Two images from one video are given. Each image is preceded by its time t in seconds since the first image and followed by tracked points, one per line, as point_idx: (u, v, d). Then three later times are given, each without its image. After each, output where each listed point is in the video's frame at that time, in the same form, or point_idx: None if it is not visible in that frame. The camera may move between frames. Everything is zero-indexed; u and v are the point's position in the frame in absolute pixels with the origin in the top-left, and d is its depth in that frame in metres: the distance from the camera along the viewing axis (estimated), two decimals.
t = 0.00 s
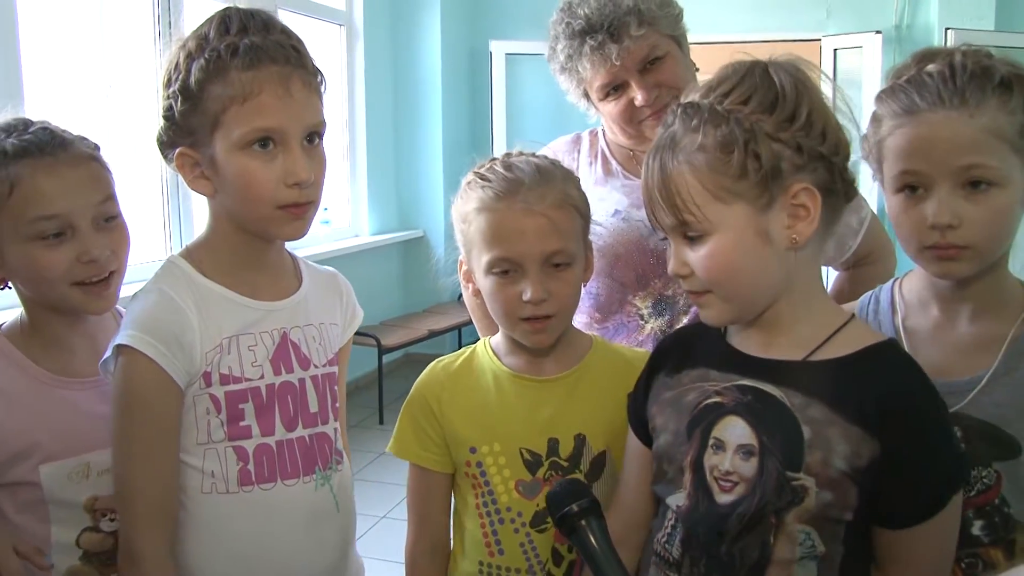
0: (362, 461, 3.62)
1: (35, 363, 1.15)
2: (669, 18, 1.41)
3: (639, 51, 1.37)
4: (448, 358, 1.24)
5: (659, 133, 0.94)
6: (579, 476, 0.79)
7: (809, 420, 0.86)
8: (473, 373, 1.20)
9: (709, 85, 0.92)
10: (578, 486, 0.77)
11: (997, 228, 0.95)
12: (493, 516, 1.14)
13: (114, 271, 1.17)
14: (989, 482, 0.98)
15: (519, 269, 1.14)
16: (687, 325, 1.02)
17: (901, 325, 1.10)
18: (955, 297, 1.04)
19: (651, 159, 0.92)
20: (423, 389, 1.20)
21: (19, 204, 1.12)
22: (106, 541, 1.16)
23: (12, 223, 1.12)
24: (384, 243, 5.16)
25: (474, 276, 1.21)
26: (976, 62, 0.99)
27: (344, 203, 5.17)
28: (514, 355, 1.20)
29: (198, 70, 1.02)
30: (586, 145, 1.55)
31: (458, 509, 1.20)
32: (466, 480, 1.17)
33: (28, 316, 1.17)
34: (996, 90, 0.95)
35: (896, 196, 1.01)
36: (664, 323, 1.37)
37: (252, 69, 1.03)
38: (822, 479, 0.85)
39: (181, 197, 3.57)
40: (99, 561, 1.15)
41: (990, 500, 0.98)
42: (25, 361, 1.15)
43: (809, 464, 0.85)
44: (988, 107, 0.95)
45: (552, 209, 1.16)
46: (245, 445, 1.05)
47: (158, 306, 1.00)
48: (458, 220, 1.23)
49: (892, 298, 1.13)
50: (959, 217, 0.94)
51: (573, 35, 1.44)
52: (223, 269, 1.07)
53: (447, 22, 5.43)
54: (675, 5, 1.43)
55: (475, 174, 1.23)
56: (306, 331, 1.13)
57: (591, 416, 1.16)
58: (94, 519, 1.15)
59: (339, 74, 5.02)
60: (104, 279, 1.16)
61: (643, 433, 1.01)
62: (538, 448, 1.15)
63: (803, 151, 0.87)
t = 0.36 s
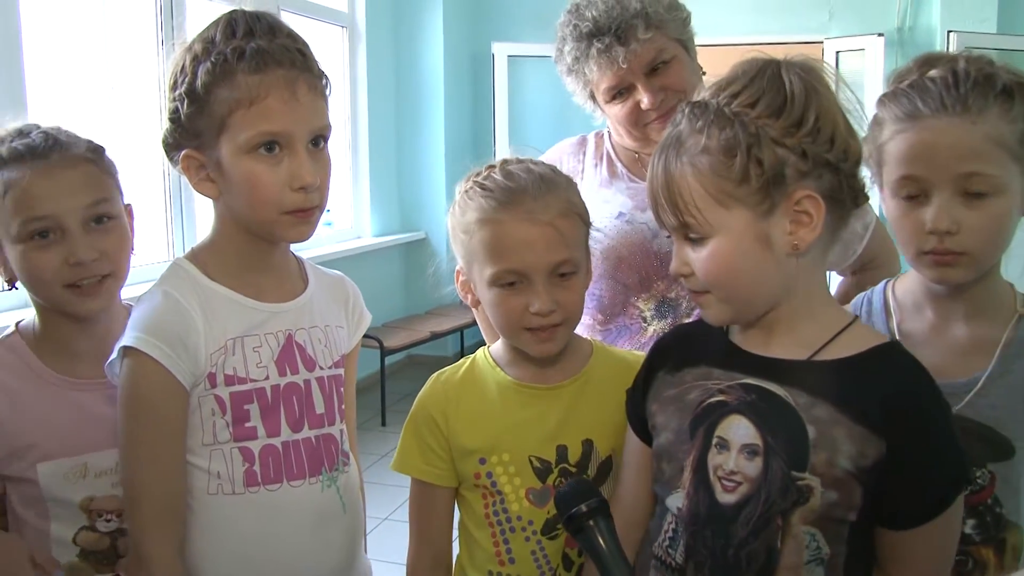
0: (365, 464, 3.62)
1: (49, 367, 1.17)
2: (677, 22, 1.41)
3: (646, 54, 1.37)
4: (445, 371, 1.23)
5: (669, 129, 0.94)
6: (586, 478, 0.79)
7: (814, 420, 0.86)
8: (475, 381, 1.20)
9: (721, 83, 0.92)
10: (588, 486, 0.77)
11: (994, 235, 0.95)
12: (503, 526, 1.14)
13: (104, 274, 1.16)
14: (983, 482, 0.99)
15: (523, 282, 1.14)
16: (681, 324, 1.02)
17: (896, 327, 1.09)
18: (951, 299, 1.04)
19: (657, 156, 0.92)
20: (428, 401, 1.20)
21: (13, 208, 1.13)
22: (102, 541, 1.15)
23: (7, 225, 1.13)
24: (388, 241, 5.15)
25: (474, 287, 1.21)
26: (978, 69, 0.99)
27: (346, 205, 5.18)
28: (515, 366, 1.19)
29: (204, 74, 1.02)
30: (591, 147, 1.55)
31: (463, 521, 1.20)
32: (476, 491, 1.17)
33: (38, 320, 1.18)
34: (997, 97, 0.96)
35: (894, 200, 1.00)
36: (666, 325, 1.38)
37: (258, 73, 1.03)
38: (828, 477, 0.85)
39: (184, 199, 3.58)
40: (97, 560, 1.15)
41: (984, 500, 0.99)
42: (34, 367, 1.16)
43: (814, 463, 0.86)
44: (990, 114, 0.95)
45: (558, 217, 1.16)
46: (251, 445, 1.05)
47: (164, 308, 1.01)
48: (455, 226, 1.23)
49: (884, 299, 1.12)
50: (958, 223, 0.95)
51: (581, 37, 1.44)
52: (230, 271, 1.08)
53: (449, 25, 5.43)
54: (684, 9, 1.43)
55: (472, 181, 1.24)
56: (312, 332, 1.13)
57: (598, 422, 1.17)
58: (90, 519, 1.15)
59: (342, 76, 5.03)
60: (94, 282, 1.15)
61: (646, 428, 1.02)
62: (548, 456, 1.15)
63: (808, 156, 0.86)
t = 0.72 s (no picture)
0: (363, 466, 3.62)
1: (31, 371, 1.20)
2: (676, 22, 1.41)
3: (644, 54, 1.37)
4: (443, 368, 1.24)
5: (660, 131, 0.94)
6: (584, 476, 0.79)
7: (827, 417, 0.86)
8: (471, 381, 1.21)
9: (711, 84, 0.92)
10: (585, 485, 0.76)
11: (977, 228, 0.96)
12: (491, 527, 1.15)
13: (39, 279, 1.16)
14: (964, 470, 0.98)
15: (529, 282, 1.14)
16: (677, 321, 1.03)
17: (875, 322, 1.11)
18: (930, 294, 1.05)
19: (651, 160, 0.92)
20: (425, 399, 1.21)
21: None
22: (65, 543, 1.16)
23: None
24: (383, 246, 5.14)
25: (476, 291, 1.21)
26: (963, 64, 0.99)
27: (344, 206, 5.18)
28: (515, 367, 1.19)
29: (204, 76, 1.03)
30: (590, 146, 1.55)
31: (458, 522, 1.21)
32: (466, 490, 1.18)
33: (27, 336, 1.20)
34: (981, 93, 0.97)
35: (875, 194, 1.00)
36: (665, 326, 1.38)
37: (259, 75, 1.03)
38: (844, 474, 0.86)
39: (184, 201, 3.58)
40: (62, 562, 1.17)
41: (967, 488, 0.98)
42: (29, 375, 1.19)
43: (831, 459, 0.86)
44: (975, 109, 0.96)
45: (561, 216, 1.17)
46: (252, 446, 1.05)
47: (165, 309, 1.01)
48: (455, 229, 1.24)
49: (863, 295, 1.13)
50: (942, 217, 0.95)
51: (579, 36, 1.44)
52: (233, 273, 1.08)
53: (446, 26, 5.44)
54: (683, 8, 1.43)
55: (471, 182, 1.24)
56: (313, 334, 1.13)
57: (591, 427, 1.16)
58: (53, 521, 1.16)
59: (340, 78, 5.03)
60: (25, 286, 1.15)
61: (640, 432, 1.02)
62: (538, 459, 1.14)
63: (804, 153, 0.86)
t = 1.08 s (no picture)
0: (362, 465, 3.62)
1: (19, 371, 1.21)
2: (676, 18, 1.41)
3: (645, 48, 1.37)
4: (439, 368, 1.24)
5: (671, 116, 0.93)
6: (575, 479, 0.79)
7: (830, 417, 0.87)
8: (468, 379, 1.21)
9: (725, 75, 0.93)
10: (575, 488, 0.77)
11: (988, 228, 0.96)
12: (484, 527, 1.14)
13: (10, 272, 1.16)
14: (967, 478, 0.99)
15: (528, 278, 1.14)
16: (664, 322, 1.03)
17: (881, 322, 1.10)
18: (934, 296, 1.04)
19: (669, 139, 0.90)
20: (420, 399, 1.21)
21: None
22: (38, 547, 1.18)
23: None
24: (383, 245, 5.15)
25: (476, 287, 1.22)
26: (973, 60, 0.99)
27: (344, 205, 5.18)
28: (514, 366, 1.20)
29: (208, 76, 1.03)
30: (587, 146, 1.56)
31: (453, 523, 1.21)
32: (460, 489, 1.18)
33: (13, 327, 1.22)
34: (992, 88, 0.96)
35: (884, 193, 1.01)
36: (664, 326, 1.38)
37: (262, 76, 1.03)
38: (847, 471, 0.87)
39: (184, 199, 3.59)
40: (36, 566, 1.18)
41: (968, 495, 0.99)
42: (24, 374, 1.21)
43: (836, 458, 0.87)
44: (984, 106, 0.96)
45: (562, 213, 1.17)
46: (255, 445, 1.05)
47: (168, 308, 1.01)
48: (455, 225, 1.24)
49: (870, 296, 1.13)
50: (951, 215, 0.95)
51: (579, 30, 1.44)
52: (236, 271, 1.08)
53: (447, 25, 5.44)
54: (682, 6, 1.44)
55: (472, 178, 1.24)
56: (317, 333, 1.13)
57: (584, 427, 1.16)
58: (26, 523, 1.17)
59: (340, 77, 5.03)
60: None
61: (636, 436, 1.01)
62: (532, 460, 1.14)
63: (820, 141, 0.88)
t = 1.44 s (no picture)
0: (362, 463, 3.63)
1: (47, 363, 1.22)
2: (680, 17, 1.41)
3: (648, 45, 1.38)
4: (435, 370, 1.23)
5: (712, 97, 0.97)
6: (573, 486, 0.79)
7: (821, 421, 0.89)
8: (466, 378, 1.21)
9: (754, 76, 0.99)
10: (574, 496, 0.77)
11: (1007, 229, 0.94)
12: (485, 530, 1.15)
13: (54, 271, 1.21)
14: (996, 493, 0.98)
15: (527, 284, 1.14)
16: (655, 327, 1.03)
17: (904, 329, 1.09)
18: (954, 304, 1.04)
19: (731, 111, 0.93)
20: (416, 400, 1.21)
21: None
22: (84, 541, 1.18)
23: None
24: (388, 241, 5.17)
25: (473, 285, 1.21)
26: (996, 58, 0.99)
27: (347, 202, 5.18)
28: (509, 369, 1.19)
29: (230, 75, 1.02)
30: (588, 146, 1.55)
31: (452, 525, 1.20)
32: (458, 492, 1.17)
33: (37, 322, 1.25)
34: (1016, 85, 0.96)
35: (902, 193, 1.01)
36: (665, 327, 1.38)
37: (284, 77, 1.02)
38: (840, 476, 0.89)
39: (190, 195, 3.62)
40: (81, 559, 1.19)
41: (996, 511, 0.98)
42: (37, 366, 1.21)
43: (829, 463, 0.88)
44: (1006, 105, 0.95)
45: (564, 221, 1.16)
46: (270, 442, 1.05)
47: (186, 305, 1.02)
48: (455, 222, 1.24)
49: (894, 302, 1.11)
50: (970, 220, 0.94)
51: (582, 24, 1.43)
52: (255, 269, 1.08)
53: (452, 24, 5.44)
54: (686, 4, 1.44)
55: (475, 175, 1.25)
56: (334, 331, 1.12)
57: (581, 429, 1.16)
58: (74, 516, 1.18)
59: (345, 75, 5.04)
60: (41, 278, 1.21)
61: (626, 442, 1.01)
62: (531, 461, 1.14)
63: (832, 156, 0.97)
